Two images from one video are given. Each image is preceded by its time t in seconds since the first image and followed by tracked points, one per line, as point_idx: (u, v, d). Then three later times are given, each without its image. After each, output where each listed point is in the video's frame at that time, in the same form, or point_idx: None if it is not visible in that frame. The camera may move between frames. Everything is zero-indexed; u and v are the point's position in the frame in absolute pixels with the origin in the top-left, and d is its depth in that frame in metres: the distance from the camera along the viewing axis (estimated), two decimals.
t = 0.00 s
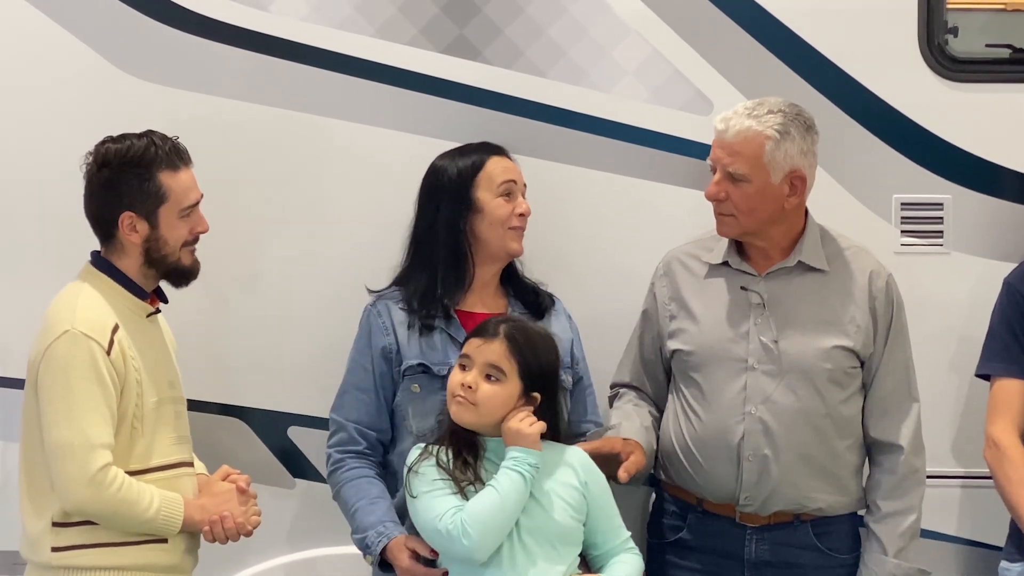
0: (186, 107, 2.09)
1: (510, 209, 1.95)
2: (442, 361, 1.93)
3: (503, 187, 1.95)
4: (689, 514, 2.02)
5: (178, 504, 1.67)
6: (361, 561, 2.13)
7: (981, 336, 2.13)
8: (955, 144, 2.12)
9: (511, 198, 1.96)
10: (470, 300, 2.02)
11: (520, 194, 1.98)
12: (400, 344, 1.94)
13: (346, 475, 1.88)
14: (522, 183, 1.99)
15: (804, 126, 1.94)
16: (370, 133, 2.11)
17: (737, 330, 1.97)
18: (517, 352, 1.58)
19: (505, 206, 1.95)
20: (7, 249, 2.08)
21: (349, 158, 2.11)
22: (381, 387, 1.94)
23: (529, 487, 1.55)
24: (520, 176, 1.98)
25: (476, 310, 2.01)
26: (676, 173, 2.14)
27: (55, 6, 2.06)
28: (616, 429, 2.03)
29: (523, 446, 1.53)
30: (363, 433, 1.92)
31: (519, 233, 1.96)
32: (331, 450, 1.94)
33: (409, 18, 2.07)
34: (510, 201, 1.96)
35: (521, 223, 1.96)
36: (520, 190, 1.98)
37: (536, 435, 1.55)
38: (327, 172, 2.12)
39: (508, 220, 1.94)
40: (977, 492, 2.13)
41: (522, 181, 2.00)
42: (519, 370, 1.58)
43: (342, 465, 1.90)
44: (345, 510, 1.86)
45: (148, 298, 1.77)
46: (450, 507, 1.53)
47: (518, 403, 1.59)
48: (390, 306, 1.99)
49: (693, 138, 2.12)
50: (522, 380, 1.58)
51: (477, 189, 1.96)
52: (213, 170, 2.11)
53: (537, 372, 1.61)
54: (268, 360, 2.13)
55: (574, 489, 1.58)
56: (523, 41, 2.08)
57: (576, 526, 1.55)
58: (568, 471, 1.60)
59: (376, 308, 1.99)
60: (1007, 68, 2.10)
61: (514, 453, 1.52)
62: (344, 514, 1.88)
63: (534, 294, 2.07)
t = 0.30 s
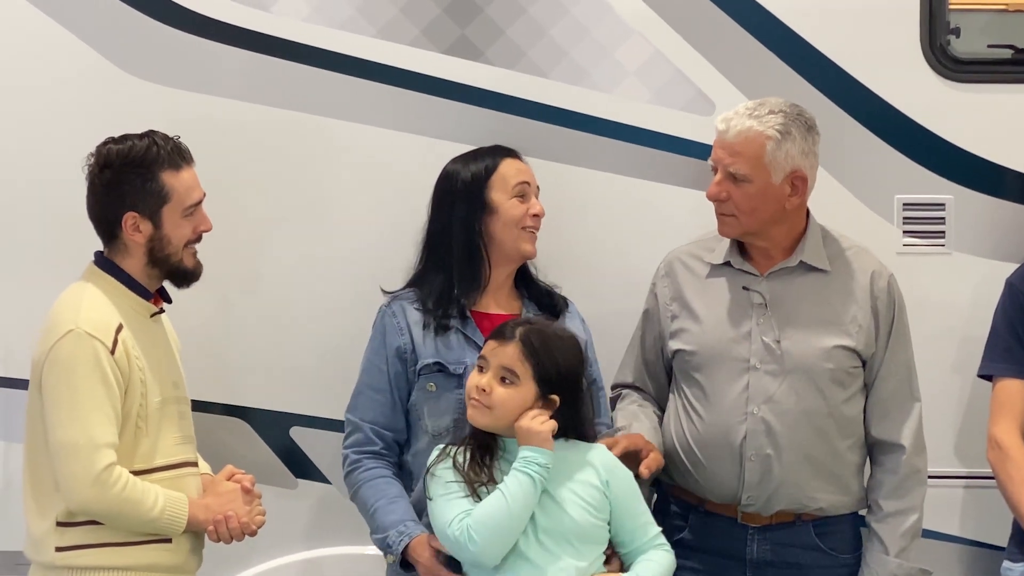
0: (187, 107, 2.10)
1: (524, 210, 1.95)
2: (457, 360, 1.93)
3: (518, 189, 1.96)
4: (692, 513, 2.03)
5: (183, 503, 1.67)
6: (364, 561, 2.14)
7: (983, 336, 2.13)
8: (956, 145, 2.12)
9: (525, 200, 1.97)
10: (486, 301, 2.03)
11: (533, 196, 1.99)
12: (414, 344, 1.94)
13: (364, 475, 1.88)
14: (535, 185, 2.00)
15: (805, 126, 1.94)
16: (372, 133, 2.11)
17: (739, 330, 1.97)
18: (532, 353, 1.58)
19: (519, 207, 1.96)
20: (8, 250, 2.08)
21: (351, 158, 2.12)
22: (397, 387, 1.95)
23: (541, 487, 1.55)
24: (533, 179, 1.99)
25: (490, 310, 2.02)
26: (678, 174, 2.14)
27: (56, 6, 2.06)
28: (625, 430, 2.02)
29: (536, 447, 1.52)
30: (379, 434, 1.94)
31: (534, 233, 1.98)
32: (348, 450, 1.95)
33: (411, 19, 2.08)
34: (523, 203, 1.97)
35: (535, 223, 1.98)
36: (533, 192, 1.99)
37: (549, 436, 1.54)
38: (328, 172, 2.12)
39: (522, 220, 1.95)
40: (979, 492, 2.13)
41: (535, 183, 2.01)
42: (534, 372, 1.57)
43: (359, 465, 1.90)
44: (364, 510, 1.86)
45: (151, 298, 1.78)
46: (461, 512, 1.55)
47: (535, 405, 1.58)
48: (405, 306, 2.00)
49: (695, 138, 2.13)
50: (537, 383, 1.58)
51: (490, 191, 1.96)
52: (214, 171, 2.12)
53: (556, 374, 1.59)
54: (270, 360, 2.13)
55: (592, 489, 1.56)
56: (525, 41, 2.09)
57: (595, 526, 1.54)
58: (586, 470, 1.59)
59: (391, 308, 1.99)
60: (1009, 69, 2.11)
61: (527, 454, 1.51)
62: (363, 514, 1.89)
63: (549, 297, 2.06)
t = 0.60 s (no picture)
0: (189, 106, 2.10)
1: (538, 211, 1.95)
2: (468, 359, 1.93)
3: (533, 189, 1.96)
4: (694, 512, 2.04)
5: (187, 501, 1.67)
6: (368, 560, 2.14)
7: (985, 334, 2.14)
8: (958, 143, 2.12)
9: (540, 200, 1.97)
10: (499, 301, 2.03)
11: (549, 196, 1.99)
12: (427, 342, 1.95)
13: (381, 472, 1.88)
14: (551, 185, 2.00)
15: (808, 123, 1.95)
16: (374, 132, 2.11)
17: (742, 329, 1.97)
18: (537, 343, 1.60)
19: (535, 207, 1.96)
20: (10, 248, 2.09)
21: (353, 156, 2.12)
22: (410, 385, 1.95)
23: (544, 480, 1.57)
24: (549, 179, 1.99)
25: (505, 311, 2.02)
26: (680, 172, 2.14)
27: (57, 5, 2.06)
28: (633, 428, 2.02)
29: (530, 435, 1.53)
30: (394, 430, 1.94)
31: (548, 233, 1.97)
32: (360, 447, 1.95)
33: (413, 17, 2.08)
34: (539, 203, 1.97)
35: (550, 224, 1.97)
36: (550, 193, 1.99)
37: (543, 424, 1.54)
38: (330, 171, 2.12)
39: (536, 220, 1.95)
40: (981, 490, 2.14)
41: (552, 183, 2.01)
42: (537, 361, 1.58)
43: (375, 462, 1.90)
44: (382, 507, 1.86)
45: (154, 296, 1.78)
46: (468, 507, 1.58)
47: (540, 394, 1.58)
48: (419, 304, 2.01)
49: (698, 137, 2.13)
50: (542, 372, 1.58)
51: (506, 191, 1.97)
52: (216, 169, 2.12)
53: (566, 366, 1.59)
54: (273, 359, 2.13)
55: (606, 484, 1.56)
56: (527, 40, 2.09)
57: (608, 522, 1.54)
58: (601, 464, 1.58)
59: (405, 305, 2.00)
60: (1011, 67, 2.11)
61: (525, 442, 1.52)
62: (379, 511, 1.88)
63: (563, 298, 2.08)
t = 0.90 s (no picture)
0: (189, 104, 2.09)
1: (549, 207, 1.94)
2: (470, 358, 1.93)
3: (546, 185, 1.95)
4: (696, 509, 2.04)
5: (188, 499, 1.67)
6: (370, 558, 2.14)
7: (985, 331, 2.14)
8: (958, 141, 2.13)
9: (552, 196, 1.96)
10: (510, 301, 2.03)
11: (563, 193, 1.98)
12: (432, 338, 1.96)
13: (387, 467, 1.89)
14: (568, 183, 1.99)
15: (812, 120, 1.95)
16: (374, 129, 2.11)
17: (748, 326, 1.97)
18: (578, 326, 1.61)
19: (547, 204, 1.95)
20: (11, 245, 2.09)
21: (354, 153, 2.12)
22: (415, 381, 1.96)
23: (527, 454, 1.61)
24: (564, 177, 1.98)
25: (515, 311, 2.01)
26: (681, 169, 2.14)
27: (57, 2, 2.06)
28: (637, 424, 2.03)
29: (524, 403, 1.55)
30: (398, 425, 1.95)
31: (560, 230, 1.96)
32: (365, 440, 1.96)
33: (414, 14, 2.07)
34: (551, 200, 1.95)
35: (563, 221, 1.95)
36: (564, 189, 1.98)
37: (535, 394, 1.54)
38: (330, 168, 2.12)
39: (548, 216, 1.94)
40: (981, 487, 2.14)
41: (569, 180, 2.00)
42: (572, 341, 1.59)
43: (381, 456, 1.91)
44: (386, 502, 1.86)
45: (155, 293, 1.78)
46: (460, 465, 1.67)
47: (562, 370, 1.58)
48: (428, 300, 2.02)
49: (699, 134, 2.13)
50: (571, 350, 1.58)
51: (519, 188, 1.97)
52: (216, 167, 2.12)
53: (593, 365, 1.57)
54: (274, 357, 2.13)
55: (591, 478, 1.53)
56: (528, 37, 2.09)
57: (588, 515, 1.51)
58: (593, 458, 1.56)
59: (415, 301, 2.02)
60: (1011, 65, 2.11)
61: (516, 409, 1.56)
62: (383, 505, 1.89)
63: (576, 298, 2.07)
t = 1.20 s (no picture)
0: (189, 100, 2.09)
1: (512, 205, 1.94)
2: (455, 354, 1.93)
3: (509, 183, 1.95)
4: (698, 506, 2.04)
5: (188, 495, 1.67)
6: (370, 554, 2.14)
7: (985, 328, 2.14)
8: (959, 137, 2.12)
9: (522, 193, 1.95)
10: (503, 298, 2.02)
11: (535, 190, 1.94)
12: (424, 334, 1.98)
13: (383, 465, 1.93)
14: (541, 180, 1.95)
15: (813, 113, 1.96)
16: (374, 125, 2.10)
17: (754, 324, 1.96)
18: (617, 329, 1.64)
19: (511, 201, 1.94)
20: (11, 241, 2.08)
21: (354, 149, 2.11)
22: (411, 376, 2.00)
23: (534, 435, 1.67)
24: (535, 173, 1.94)
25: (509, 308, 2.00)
26: (682, 165, 2.14)
27: None
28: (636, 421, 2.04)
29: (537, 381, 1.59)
30: (398, 421, 2.00)
31: (527, 229, 1.93)
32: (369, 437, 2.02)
33: (414, 10, 2.07)
34: (518, 197, 1.94)
35: (528, 219, 1.93)
36: (536, 187, 1.94)
37: (549, 374, 1.57)
38: (330, 164, 2.11)
39: (507, 214, 1.94)
40: (981, 484, 2.14)
41: (547, 176, 1.95)
42: (606, 340, 1.62)
43: (379, 454, 1.96)
44: (383, 499, 1.92)
45: (154, 289, 1.78)
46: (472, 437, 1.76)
47: (586, 363, 1.60)
48: (427, 297, 2.05)
49: (699, 130, 2.12)
50: (603, 349, 1.60)
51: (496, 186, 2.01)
52: (216, 163, 2.11)
53: (621, 368, 1.58)
54: (274, 353, 2.13)
55: (583, 468, 1.55)
56: (528, 33, 2.08)
57: (574, 503, 1.53)
58: (590, 449, 1.57)
59: (416, 299, 2.05)
60: (1012, 60, 2.10)
61: (528, 384, 1.62)
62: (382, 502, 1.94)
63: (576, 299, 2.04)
